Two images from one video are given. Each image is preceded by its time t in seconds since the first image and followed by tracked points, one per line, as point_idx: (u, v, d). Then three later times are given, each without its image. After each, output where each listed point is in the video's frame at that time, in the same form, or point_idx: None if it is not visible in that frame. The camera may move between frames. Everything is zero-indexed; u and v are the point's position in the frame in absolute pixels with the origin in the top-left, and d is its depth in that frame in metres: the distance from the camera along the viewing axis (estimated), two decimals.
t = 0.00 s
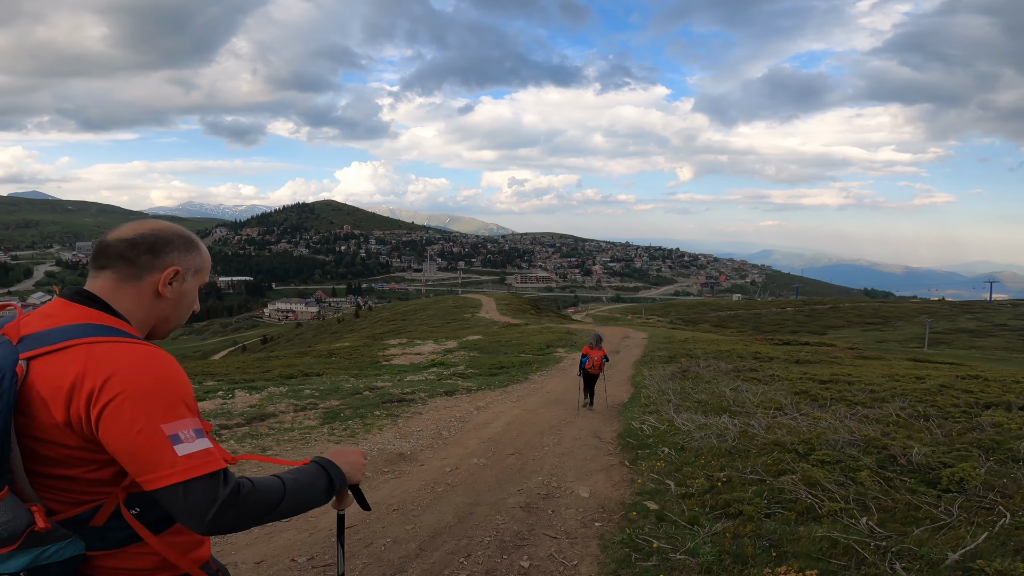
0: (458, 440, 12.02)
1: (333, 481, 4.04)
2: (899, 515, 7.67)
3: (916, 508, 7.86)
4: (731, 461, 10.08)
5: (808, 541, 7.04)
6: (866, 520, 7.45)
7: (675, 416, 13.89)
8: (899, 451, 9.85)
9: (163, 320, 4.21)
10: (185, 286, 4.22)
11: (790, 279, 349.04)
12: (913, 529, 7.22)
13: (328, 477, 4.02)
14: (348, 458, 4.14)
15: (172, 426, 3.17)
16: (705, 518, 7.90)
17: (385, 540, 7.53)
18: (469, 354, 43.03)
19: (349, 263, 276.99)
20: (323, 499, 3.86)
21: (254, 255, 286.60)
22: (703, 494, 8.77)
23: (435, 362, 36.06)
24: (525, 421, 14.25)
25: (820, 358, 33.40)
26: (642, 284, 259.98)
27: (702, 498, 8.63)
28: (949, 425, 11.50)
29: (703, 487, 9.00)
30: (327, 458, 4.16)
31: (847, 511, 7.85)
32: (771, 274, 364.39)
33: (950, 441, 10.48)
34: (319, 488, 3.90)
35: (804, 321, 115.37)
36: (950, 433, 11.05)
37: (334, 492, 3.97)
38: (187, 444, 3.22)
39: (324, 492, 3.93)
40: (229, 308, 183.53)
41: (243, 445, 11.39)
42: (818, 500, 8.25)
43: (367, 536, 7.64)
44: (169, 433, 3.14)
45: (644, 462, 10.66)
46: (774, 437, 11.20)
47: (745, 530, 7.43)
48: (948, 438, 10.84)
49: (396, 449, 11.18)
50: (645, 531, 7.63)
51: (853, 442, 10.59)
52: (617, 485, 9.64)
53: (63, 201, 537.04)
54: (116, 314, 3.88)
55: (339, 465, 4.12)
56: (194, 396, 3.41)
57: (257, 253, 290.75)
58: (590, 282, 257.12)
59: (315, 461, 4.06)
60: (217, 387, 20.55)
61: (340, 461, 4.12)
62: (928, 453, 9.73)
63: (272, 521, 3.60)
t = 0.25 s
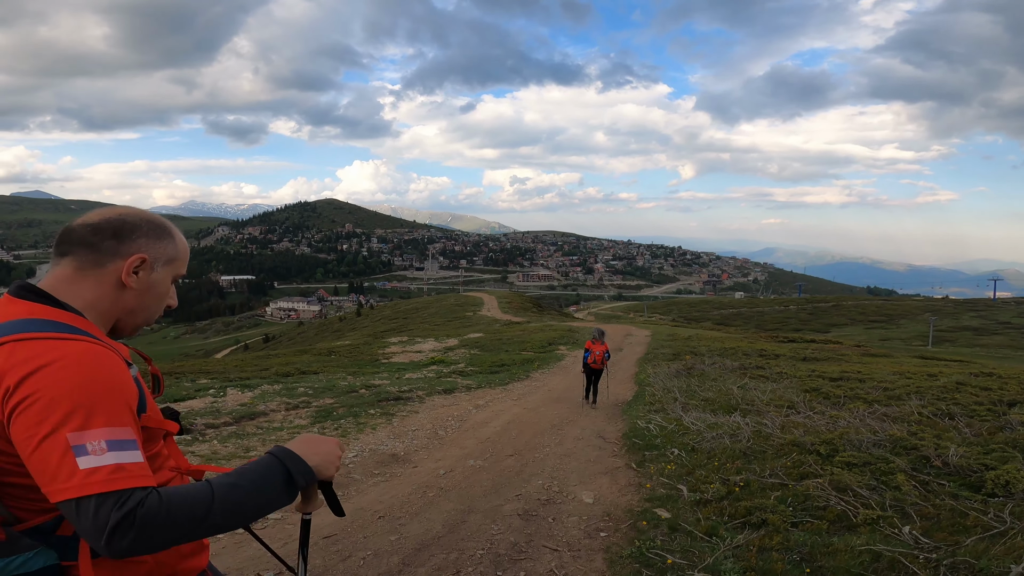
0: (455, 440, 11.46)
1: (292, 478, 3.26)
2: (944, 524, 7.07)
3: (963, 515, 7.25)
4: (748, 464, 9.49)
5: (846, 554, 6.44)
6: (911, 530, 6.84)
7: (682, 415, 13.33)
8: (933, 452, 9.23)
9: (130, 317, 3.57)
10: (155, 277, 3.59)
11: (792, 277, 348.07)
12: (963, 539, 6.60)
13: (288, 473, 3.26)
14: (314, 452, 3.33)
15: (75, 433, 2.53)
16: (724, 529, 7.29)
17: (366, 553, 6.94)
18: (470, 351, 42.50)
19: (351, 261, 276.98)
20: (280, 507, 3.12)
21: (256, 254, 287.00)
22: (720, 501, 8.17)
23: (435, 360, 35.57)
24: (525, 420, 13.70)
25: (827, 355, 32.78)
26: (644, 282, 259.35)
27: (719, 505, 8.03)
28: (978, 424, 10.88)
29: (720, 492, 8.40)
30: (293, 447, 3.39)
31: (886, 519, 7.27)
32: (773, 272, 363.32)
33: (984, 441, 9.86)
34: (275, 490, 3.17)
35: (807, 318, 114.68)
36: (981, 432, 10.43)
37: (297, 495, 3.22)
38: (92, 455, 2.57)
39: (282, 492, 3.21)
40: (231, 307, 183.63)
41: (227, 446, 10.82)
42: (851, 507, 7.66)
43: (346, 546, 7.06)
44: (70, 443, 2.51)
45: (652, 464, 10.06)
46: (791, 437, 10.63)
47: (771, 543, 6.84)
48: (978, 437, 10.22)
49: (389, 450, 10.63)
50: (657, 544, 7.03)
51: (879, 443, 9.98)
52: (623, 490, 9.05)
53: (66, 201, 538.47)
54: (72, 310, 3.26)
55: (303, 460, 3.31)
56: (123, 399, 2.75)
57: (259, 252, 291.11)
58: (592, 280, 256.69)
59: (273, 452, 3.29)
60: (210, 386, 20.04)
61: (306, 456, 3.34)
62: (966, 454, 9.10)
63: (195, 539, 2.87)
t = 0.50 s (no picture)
0: (445, 440, 10.97)
1: (195, 438, 2.85)
2: (982, 539, 6.50)
3: (1002, 529, 6.67)
4: (758, 469, 8.95)
5: None
6: (946, 549, 6.30)
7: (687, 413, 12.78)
8: (962, 457, 8.64)
9: (63, 285, 3.07)
10: (89, 239, 3.14)
11: (795, 271, 346.44)
12: (1006, 558, 6.04)
13: (191, 432, 2.83)
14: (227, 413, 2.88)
15: None
16: (733, 546, 6.75)
17: (335, 569, 6.45)
18: (470, 346, 42.00)
19: (353, 256, 276.79)
20: (179, 473, 2.73)
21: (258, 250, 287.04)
22: (726, 512, 7.64)
23: (434, 355, 35.09)
24: (522, 418, 13.18)
25: (833, 349, 32.11)
26: (647, 276, 258.39)
27: (726, 517, 7.49)
28: (1003, 424, 10.28)
29: (725, 503, 7.84)
30: (201, 401, 2.97)
31: (917, 534, 6.73)
32: (777, 265, 361.79)
33: (1013, 444, 9.25)
34: (172, 455, 2.77)
35: (811, 312, 113.91)
36: (1007, 434, 9.82)
37: (200, 461, 2.82)
38: None
39: (180, 455, 2.80)
40: (234, 302, 183.73)
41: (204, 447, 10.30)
42: (877, 520, 7.10)
43: (312, 562, 6.55)
44: None
45: (652, 469, 9.54)
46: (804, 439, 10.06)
47: (788, 563, 6.29)
48: (1005, 439, 9.61)
49: (376, 451, 10.16)
50: (655, 562, 6.50)
51: (900, 446, 9.40)
52: (621, 497, 8.53)
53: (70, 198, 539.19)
54: (1, 274, 2.79)
55: (213, 421, 2.88)
56: (23, 358, 2.35)
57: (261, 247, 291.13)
58: (594, 274, 255.90)
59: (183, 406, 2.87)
60: (200, 383, 19.56)
61: (214, 414, 2.91)
62: (997, 459, 8.50)
63: (74, 504, 2.48)
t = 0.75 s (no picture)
0: (436, 441, 10.43)
1: (192, 463, 2.70)
2: None
3: None
4: (771, 477, 8.28)
5: None
6: (996, 566, 5.41)
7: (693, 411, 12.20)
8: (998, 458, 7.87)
9: (17, 283, 2.80)
10: (41, 237, 2.88)
11: (800, 265, 344.44)
12: None
13: (184, 456, 2.67)
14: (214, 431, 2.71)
15: None
16: (744, 570, 6.09)
17: None
18: (471, 341, 41.44)
19: (356, 252, 277.01)
20: (180, 499, 2.59)
21: (262, 246, 287.79)
22: (735, 528, 7.00)
23: (434, 350, 34.69)
24: (520, 416, 12.65)
25: (841, 343, 31.41)
26: (651, 270, 257.24)
27: (735, 536, 6.82)
28: None
29: (735, 517, 7.22)
30: (186, 426, 2.77)
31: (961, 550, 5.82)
32: (781, 259, 360.36)
33: None
34: (173, 480, 2.63)
35: (816, 306, 112.91)
36: None
37: (196, 484, 2.66)
38: None
39: (175, 484, 2.64)
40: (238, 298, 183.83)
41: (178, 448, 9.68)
42: (914, 536, 6.25)
43: None
44: None
45: (655, 476, 8.95)
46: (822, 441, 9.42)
47: None
48: None
49: (362, 453, 9.63)
50: None
51: (926, 448, 8.67)
52: (618, 507, 7.97)
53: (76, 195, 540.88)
54: None
55: (202, 441, 2.72)
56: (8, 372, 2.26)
57: (265, 243, 291.77)
58: (598, 268, 255.49)
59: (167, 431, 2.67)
60: (191, 379, 19.08)
61: (202, 435, 2.73)
62: None
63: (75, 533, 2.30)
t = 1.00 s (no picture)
0: (429, 447, 10.07)
1: (235, 544, 3.12)
2: None
3: None
4: (785, 492, 7.78)
5: None
6: None
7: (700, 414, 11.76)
8: None
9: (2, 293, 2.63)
10: (26, 246, 2.69)
11: (805, 262, 342.04)
12: None
13: (230, 540, 3.09)
14: (261, 518, 3.21)
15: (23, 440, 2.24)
16: None
17: None
18: (473, 339, 40.98)
19: (359, 249, 276.77)
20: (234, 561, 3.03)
21: (266, 244, 287.98)
22: (748, 551, 6.51)
23: (435, 349, 34.22)
24: (519, 419, 12.22)
25: (849, 342, 30.78)
26: (655, 267, 255.91)
27: (750, 562, 6.32)
28: None
29: (749, 539, 6.68)
30: (234, 511, 3.25)
31: None
32: (785, 256, 358.08)
33: None
34: (222, 551, 3.03)
35: (821, 303, 111.85)
36: None
37: (241, 554, 3.08)
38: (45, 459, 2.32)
39: (223, 555, 3.04)
40: (242, 296, 183.98)
41: (157, 452, 9.32)
42: (950, 563, 5.71)
43: None
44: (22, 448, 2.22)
45: (658, 488, 8.48)
46: (841, 450, 8.91)
47: None
48: None
49: (349, 460, 9.32)
50: None
51: (953, 459, 8.12)
52: (618, 524, 7.50)
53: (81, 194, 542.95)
54: None
55: (249, 527, 3.20)
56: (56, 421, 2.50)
57: (268, 241, 291.80)
58: (601, 265, 254.36)
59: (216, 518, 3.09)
60: (184, 379, 18.70)
61: (250, 518, 3.23)
62: None
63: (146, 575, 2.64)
